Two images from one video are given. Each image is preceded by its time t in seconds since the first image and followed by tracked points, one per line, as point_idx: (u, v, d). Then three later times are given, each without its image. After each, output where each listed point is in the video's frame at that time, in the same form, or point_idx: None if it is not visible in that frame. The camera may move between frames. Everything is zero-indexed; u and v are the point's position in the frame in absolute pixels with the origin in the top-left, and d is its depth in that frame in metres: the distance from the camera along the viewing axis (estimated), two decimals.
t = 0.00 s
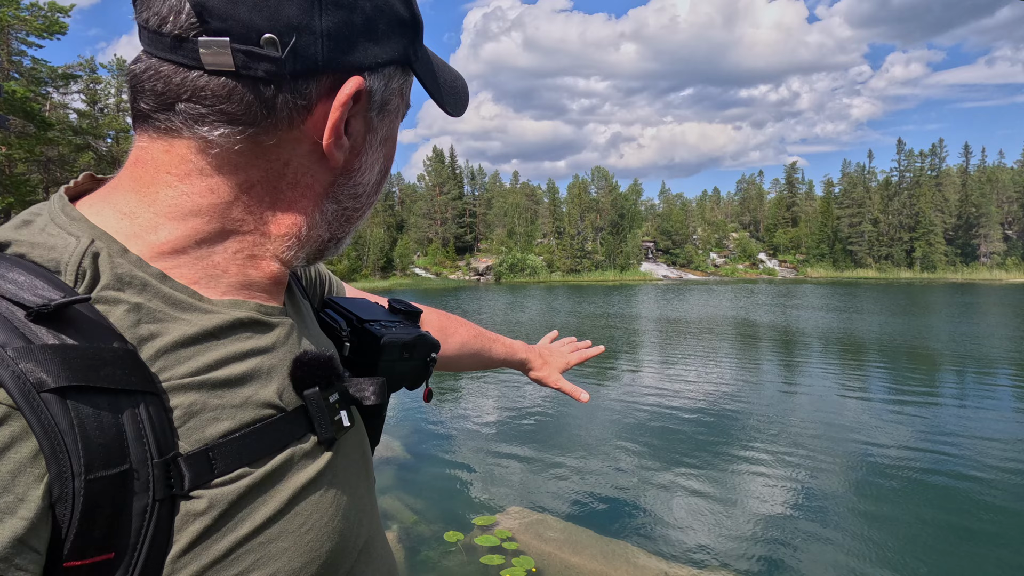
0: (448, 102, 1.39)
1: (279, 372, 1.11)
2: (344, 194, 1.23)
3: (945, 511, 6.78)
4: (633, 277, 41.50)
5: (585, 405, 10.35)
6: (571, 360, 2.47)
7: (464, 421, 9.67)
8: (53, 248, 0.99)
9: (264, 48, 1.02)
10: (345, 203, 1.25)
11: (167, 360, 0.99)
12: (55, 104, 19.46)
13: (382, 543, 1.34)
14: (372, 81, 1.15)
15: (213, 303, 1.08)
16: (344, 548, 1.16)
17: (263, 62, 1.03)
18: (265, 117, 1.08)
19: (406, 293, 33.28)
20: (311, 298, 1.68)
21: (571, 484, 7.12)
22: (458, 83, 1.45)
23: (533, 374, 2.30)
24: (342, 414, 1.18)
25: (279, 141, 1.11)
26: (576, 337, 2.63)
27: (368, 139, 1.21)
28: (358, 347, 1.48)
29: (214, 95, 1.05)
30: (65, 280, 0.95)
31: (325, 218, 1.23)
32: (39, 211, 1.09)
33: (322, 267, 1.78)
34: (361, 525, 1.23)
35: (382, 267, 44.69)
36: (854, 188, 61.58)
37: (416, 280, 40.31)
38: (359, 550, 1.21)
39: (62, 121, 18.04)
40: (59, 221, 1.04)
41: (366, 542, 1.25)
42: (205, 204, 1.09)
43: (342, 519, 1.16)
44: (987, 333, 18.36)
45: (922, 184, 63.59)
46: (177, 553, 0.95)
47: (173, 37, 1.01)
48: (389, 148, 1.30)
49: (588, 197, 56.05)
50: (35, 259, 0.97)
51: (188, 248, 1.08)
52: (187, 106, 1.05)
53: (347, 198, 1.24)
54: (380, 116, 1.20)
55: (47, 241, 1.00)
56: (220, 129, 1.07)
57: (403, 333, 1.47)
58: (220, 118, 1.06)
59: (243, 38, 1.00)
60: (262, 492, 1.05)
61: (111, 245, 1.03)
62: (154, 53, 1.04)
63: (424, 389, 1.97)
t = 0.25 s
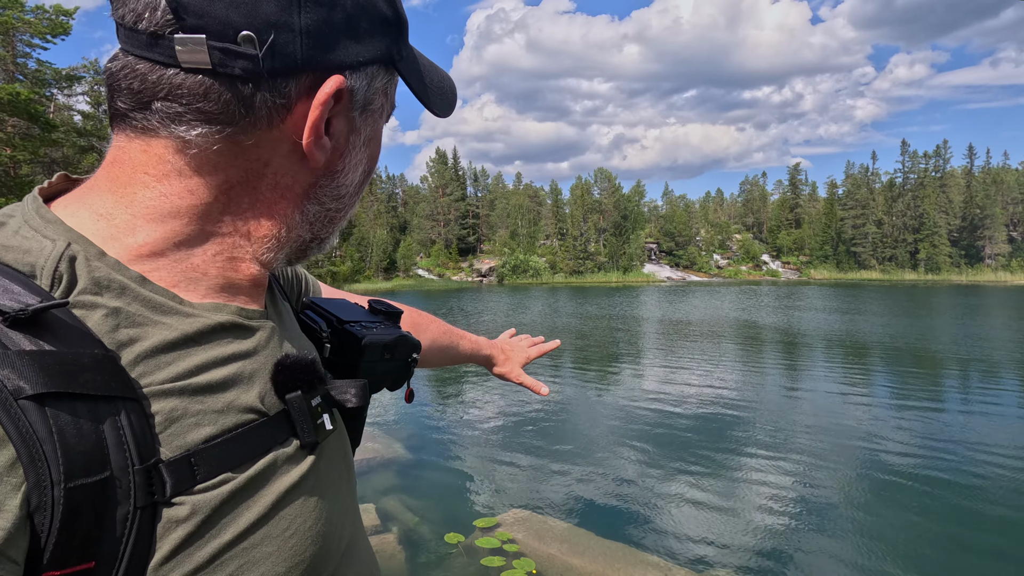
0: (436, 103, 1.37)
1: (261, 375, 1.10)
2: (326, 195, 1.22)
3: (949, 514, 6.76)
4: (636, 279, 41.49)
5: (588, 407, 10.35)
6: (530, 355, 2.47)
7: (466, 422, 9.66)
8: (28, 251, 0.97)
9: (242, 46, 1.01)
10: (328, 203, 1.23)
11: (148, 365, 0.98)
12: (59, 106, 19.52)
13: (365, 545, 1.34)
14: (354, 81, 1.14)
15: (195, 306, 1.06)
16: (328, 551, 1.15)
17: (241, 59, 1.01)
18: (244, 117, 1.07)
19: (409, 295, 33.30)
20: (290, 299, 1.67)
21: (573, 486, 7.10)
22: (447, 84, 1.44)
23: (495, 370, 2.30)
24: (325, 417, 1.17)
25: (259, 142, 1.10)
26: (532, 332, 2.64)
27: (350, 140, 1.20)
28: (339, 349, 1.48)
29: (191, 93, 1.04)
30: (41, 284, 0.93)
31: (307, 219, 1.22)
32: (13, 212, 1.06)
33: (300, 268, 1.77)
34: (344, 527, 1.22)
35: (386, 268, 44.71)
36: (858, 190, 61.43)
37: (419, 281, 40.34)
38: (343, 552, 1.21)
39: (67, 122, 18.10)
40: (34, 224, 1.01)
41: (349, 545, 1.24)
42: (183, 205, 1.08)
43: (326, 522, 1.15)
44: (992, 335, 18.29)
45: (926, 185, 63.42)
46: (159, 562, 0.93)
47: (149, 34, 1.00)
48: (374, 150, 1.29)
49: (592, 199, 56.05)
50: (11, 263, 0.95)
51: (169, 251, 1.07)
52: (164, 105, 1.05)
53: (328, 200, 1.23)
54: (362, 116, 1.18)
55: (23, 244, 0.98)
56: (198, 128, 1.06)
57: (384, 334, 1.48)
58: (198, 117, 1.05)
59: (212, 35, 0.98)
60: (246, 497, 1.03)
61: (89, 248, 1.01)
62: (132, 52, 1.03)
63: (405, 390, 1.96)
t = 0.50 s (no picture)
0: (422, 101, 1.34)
1: (235, 382, 1.06)
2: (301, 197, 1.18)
3: (955, 515, 6.70)
4: (639, 280, 41.44)
5: (590, 409, 10.31)
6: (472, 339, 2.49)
7: (468, 423, 9.63)
8: None
9: (205, 41, 0.97)
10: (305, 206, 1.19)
11: (116, 374, 0.94)
12: (63, 108, 19.57)
13: (345, 552, 1.30)
14: (325, 77, 1.10)
15: (168, 314, 1.02)
16: (306, 561, 1.12)
17: (204, 55, 0.98)
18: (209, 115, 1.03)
19: (412, 296, 33.33)
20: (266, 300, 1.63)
21: (575, 488, 7.05)
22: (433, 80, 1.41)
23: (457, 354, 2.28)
24: (303, 424, 1.13)
25: (227, 142, 1.06)
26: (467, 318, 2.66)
27: (324, 140, 1.16)
28: (317, 350, 1.44)
29: (154, 91, 1.01)
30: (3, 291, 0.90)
31: (283, 222, 1.18)
32: None
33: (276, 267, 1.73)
34: (323, 536, 1.19)
35: (389, 269, 44.73)
36: (862, 191, 61.24)
37: (422, 283, 40.31)
38: (322, 562, 1.17)
39: (70, 124, 18.17)
40: None
41: (328, 554, 1.20)
42: (150, 207, 1.04)
43: (304, 532, 1.12)
44: (997, 337, 18.19)
45: (931, 186, 63.21)
46: None
47: (110, 29, 0.97)
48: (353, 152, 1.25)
49: (595, 200, 56.02)
50: None
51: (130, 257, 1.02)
52: (128, 103, 1.01)
53: (303, 203, 1.19)
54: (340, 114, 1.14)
55: None
56: (163, 127, 1.02)
57: (363, 334, 1.44)
58: (162, 115, 1.02)
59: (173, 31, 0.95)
60: (221, 509, 0.99)
61: (54, 254, 0.97)
62: (95, 47, 1.00)
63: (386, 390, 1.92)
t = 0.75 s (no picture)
0: (436, 88, 1.25)
1: (231, 384, 1.06)
2: (276, 185, 1.13)
3: (959, 518, 6.69)
4: (642, 282, 41.41)
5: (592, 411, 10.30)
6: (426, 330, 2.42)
7: (470, 425, 9.63)
8: None
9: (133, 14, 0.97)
10: (284, 197, 1.15)
11: (112, 377, 0.93)
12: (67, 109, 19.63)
13: (344, 552, 1.30)
14: (274, 47, 1.04)
15: (163, 317, 1.02)
16: (304, 562, 1.11)
17: (127, 24, 0.98)
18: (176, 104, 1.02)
19: (415, 297, 33.35)
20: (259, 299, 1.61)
21: (577, 490, 7.05)
22: (458, 74, 1.34)
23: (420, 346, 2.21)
24: (300, 425, 1.13)
25: (191, 129, 1.05)
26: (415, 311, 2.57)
27: (294, 125, 1.11)
28: (313, 349, 1.44)
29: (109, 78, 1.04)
30: None
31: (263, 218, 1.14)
32: None
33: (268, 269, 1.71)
34: (321, 537, 1.18)
35: (391, 270, 44.76)
36: (865, 193, 61.11)
37: (424, 284, 40.36)
38: (320, 563, 1.17)
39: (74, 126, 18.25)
40: None
41: (328, 555, 1.21)
42: (127, 203, 1.04)
43: (302, 533, 1.12)
44: (1001, 339, 18.12)
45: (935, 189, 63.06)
46: None
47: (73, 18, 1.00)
48: (344, 143, 1.18)
49: (597, 202, 56.02)
50: None
51: (88, 240, 1.02)
52: (95, 95, 1.05)
53: (284, 196, 1.15)
54: (307, 94, 1.10)
55: None
56: (119, 113, 1.04)
57: (358, 332, 1.44)
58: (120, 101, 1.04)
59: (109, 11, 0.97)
60: (219, 512, 0.99)
61: (47, 257, 0.96)
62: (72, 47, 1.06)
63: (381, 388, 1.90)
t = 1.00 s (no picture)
0: (301, 9, 0.95)
1: (254, 387, 1.12)
2: (148, 145, 1.02)
3: (962, 522, 6.69)
4: (644, 284, 41.39)
5: (595, 413, 10.33)
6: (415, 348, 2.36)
7: (473, 426, 9.66)
8: (22, 262, 0.96)
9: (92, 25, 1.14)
10: (157, 159, 1.02)
11: (142, 377, 0.97)
12: (72, 111, 19.70)
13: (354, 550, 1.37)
14: None
15: (189, 320, 1.07)
16: (320, 559, 1.18)
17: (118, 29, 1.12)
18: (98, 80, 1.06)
19: (417, 298, 33.37)
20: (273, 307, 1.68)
21: (580, 492, 7.07)
22: None
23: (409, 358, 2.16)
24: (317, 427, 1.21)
25: (116, 106, 1.07)
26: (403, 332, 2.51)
27: (155, 80, 1.00)
28: (327, 354, 1.51)
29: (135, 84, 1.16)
30: (35, 295, 0.93)
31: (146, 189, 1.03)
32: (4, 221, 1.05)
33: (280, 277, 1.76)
34: (335, 536, 1.25)
35: (394, 271, 44.81)
36: (868, 195, 61.01)
37: (427, 285, 40.42)
38: (334, 560, 1.24)
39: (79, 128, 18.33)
40: (25, 233, 1.00)
41: (340, 553, 1.28)
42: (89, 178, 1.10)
43: (319, 531, 1.19)
44: (1004, 342, 18.10)
45: (938, 191, 62.88)
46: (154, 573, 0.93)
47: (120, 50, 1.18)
48: (209, 96, 0.98)
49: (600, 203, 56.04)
50: (4, 272, 0.94)
51: (78, 212, 1.08)
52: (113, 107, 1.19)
53: (157, 164, 1.02)
54: (161, 38, 0.98)
55: (16, 253, 0.97)
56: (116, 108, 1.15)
57: (372, 339, 1.53)
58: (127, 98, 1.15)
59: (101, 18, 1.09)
60: (241, 509, 1.04)
61: (82, 260, 1.00)
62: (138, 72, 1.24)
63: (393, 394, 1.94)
